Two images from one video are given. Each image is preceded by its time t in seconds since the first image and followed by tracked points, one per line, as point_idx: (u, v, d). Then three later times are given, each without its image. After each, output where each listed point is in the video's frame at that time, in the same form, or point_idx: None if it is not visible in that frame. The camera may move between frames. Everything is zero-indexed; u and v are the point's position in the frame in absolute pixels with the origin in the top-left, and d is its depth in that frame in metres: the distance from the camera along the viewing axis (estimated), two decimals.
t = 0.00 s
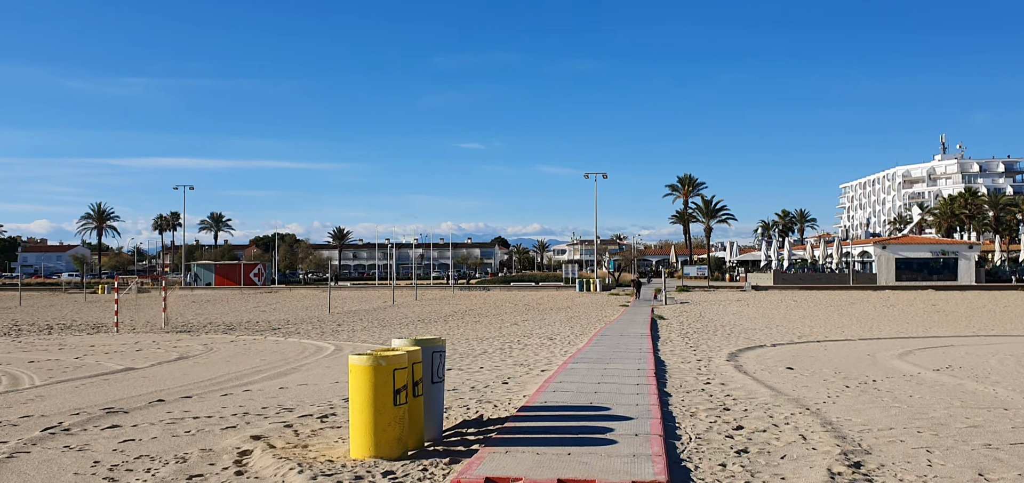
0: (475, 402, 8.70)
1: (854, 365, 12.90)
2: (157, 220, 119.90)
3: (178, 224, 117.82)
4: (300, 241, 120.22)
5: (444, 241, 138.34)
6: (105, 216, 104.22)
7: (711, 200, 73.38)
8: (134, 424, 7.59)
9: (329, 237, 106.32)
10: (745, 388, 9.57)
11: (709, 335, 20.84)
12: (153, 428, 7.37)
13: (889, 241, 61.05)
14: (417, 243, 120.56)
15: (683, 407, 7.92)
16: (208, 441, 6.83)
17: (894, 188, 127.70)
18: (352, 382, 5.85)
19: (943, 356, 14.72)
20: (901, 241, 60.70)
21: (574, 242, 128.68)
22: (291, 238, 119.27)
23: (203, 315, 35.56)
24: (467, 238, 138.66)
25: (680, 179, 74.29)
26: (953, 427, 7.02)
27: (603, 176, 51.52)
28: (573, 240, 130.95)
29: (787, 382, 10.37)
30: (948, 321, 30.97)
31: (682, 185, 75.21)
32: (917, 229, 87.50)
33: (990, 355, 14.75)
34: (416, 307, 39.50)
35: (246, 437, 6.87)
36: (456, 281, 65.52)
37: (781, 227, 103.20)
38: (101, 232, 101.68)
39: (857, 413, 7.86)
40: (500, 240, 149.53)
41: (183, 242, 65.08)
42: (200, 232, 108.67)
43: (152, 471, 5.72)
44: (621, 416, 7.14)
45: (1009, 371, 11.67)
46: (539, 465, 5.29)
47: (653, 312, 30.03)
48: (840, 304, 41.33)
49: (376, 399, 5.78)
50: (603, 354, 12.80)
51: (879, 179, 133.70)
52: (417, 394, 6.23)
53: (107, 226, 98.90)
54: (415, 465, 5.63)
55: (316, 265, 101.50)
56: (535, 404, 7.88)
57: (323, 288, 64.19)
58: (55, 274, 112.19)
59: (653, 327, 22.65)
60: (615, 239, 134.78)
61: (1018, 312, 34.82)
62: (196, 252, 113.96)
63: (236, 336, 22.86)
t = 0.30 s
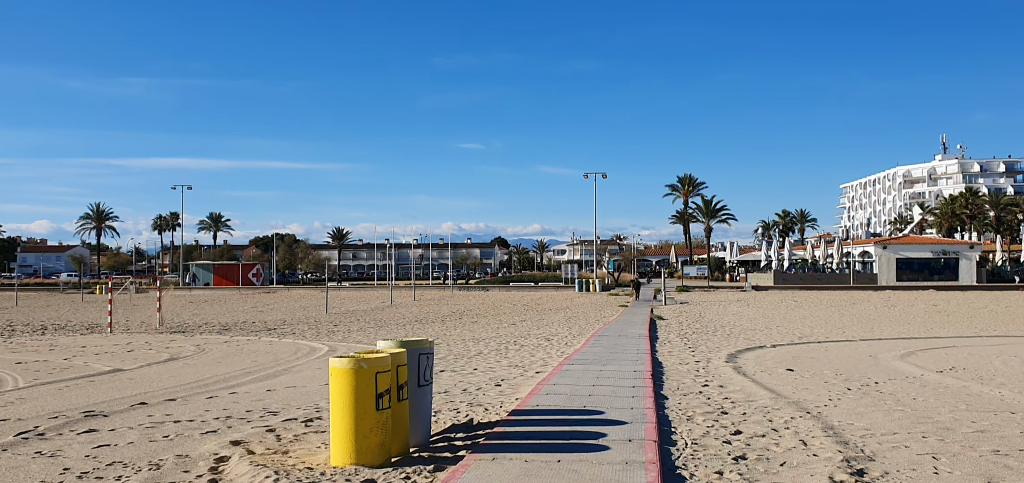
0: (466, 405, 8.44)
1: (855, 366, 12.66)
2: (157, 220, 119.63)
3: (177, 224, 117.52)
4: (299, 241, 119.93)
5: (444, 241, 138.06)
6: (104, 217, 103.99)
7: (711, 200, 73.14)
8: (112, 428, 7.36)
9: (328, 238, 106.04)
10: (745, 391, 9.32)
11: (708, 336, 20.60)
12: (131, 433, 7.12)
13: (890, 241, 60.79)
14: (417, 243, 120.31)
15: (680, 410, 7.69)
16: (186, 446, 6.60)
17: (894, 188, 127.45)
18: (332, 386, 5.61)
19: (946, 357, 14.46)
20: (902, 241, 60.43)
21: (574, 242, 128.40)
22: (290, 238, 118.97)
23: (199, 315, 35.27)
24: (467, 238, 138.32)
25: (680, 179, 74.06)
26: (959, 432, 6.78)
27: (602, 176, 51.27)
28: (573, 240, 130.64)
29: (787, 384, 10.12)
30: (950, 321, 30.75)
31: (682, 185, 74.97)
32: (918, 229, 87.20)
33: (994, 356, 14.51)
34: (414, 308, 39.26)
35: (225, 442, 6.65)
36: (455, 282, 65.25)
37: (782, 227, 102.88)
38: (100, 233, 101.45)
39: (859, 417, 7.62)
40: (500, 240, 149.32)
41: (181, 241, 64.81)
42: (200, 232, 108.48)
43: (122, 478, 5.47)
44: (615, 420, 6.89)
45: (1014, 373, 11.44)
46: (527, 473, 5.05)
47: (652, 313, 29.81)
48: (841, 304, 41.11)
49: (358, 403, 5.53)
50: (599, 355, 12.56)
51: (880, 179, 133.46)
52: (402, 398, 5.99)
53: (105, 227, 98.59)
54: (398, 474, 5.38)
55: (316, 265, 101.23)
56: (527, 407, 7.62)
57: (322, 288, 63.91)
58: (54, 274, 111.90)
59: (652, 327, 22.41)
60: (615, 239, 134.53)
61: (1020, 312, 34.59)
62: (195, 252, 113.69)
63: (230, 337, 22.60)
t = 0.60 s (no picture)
0: (462, 410, 8.18)
1: (861, 369, 12.39)
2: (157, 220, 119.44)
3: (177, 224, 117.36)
4: (299, 241, 119.71)
5: (445, 241, 137.82)
6: (104, 216, 103.83)
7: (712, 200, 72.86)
8: (95, 435, 7.10)
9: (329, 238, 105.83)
10: (749, 396, 9.08)
11: (711, 337, 20.35)
12: (114, 440, 6.87)
13: (892, 242, 60.48)
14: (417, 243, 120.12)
15: (682, 417, 7.45)
16: (170, 455, 6.34)
17: (896, 188, 127.16)
18: (320, 394, 5.37)
19: (952, 360, 14.21)
20: (904, 241, 60.12)
21: (575, 242, 128.15)
22: (290, 238, 118.73)
23: (197, 316, 35.02)
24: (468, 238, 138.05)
25: (681, 179, 73.87)
26: (972, 440, 6.53)
27: (603, 176, 51.02)
28: (574, 240, 130.40)
29: (793, 388, 9.87)
30: (954, 322, 30.49)
31: (683, 185, 74.75)
32: (920, 229, 86.85)
33: (1002, 359, 14.25)
34: (413, 308, 39.02)
35: (210, 451, 6.41)
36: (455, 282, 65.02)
37: (783, 227, 102.61)
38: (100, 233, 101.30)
39: (868, 424, 7.37)
40: (500, 240, 149.13)
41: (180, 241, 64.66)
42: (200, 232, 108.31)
43: None
44: (615, 428, 6.64)
45: None
46: None
47: (654, 314, 29.57)
48: (843, 305, 40.84)
49: (346, 411, 5.30)
50: (600, 358, 12.30)
51: (882, 179, 133.18)
52: (393, 405, 5.75)
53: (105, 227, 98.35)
54: None
55: (316, 265, 101.05)
56: (525, 414, 7.36)
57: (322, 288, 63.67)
58: (54, 274, 111.70)
59: (653, 329, 22.17)
60: (616, 239, 134.25)
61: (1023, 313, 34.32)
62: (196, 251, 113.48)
63: (227, 338, 22.34)
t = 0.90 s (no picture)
0: (460, 417, 7.91)
1: (869, 373, 12.13)
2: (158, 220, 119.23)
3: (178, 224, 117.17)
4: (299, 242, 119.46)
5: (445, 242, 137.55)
6: (104, 217, 103.59)
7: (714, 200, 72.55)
8: (80, 443, 6.83)
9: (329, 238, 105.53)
10: (757, 401, 8.80)
11: (713, 339, 20.09)
12: (98, 449, 6.60)
13: (895, 242, 60.16)
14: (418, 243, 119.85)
15: (689, 425, 7.18)
16: (155, 465, 6.08)
17: (898, 189, 126.84)
18: (310, 403, 5.11)
19: (962, 363, 13.95)
20: (907, 242, 59.78)
21: (576, 242, 127.82)
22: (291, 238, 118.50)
23: (195, 317, 34.73)
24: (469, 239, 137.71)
25: (682, 180, 73.60)
26: (993, 450, 6.26)
27: (604, 177, 50.81)
28: (575, 240, 130.04)
29: (800, 393, 9.62)
30: (957, 324, 30.25)
31: (684, 186, 74.48)
32: (922, 230, 86.57)
33: (1012, 362, 13.97)
34: (413, 309, 38.77)
35: (197, 461, 6.16)
36: (456, 283, 64.77)
37: (785, 227, 102.28)
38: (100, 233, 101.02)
39: (883, 432, 7.09)
40: (501, 241, 148.96)
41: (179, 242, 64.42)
42: (200, 233, 108.06)
43: None
44: (620, 436, 6.38)
45: None
46: None
47: (656, 315, 29.27)
48: (845, 306, 40.55)
49: (339, 423, 5.04)
50: (603, 361, 12.04)
51: (883, 179, 132.85)
52: (388, 414, 5.49)
53: (105, 227, 98.07)
54: None
55: (316, 265, 100.85)
56: (525, 422, 7.08)
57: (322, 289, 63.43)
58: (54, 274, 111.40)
59: (655, 330, 21.91)
60: (617, 240, 133.94)
61: None
62: (196, 251, 113.21)
63: (224, 340, 22.08)
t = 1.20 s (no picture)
0: (458, 424, 7.71)
1: (874, 377, 11.92)
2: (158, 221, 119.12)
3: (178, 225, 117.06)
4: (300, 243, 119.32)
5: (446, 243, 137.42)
6: (104, 218, 103.46)
7: (714, 201, 72.45)
8: (65, 451, 6.64)
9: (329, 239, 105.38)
10: (762, 407, 8.61)
11: (716, 342, 19.90)
12: (84, 457, 6.41)
13: (896, 243, 59.97)
14: (418, 244, 119.74)
15: (693, 432, 6.98)
16: (141, 475, 5.88)
17: (899, 190, 126.69)
18: (299, 412, 4.91)
19: (969, 367, 13.74)
20: (908, 243, 59.57)
21: (576, 243, 127.65)
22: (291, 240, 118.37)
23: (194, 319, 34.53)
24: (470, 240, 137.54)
25: (683, 181, 73.48)
26: (1007, 459, 6.06)
27: (605, 178, 50.65)
28: (576, 241, 129.88)
29: (806, 398, 9.42)
30: (960, 325, 30.04)
31: (685, 187, 74.36)
32: (924, 232, 86.33)
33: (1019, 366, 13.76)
34: (413, 311, 38.60)
35: (186, 470, 5.96)
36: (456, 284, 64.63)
37: (785, 228, 102.12)
38: (99, 234, 100.93)
39: (892, 440, 6.90)
40: (501, 241, 148.81)
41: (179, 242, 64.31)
42: (200, 233, 108.00)
43: None
44: (622, 445, 6.18)
45: None
46: None
47: (657, 317, 29.06)
48: (847, 308, 40.37)
49: (329, 431, 4.85)
50: (604, 364, 11.84)
51: (884, 180, 132.69)
52: (381, 423, 5.30)
53: (105, 228, 97.92)
54: None
55: (316, 266, 100.72)
56: (524, 429, 6.87)
57: (322, 290, 63.30)
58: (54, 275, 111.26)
59: (656, 332, 21.71)
60: (617, 241, 133.80)
61: None
62: (196, 252, 113.13)
63: (222, 342, 21.92)
